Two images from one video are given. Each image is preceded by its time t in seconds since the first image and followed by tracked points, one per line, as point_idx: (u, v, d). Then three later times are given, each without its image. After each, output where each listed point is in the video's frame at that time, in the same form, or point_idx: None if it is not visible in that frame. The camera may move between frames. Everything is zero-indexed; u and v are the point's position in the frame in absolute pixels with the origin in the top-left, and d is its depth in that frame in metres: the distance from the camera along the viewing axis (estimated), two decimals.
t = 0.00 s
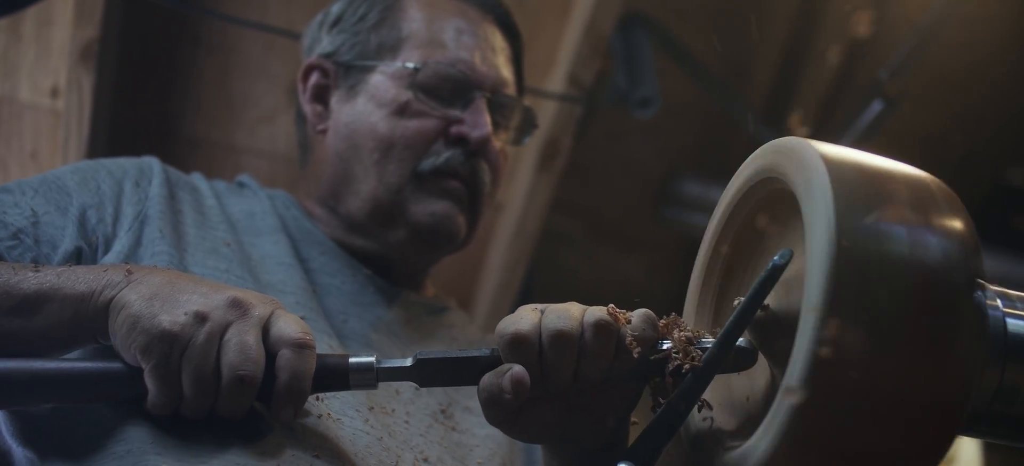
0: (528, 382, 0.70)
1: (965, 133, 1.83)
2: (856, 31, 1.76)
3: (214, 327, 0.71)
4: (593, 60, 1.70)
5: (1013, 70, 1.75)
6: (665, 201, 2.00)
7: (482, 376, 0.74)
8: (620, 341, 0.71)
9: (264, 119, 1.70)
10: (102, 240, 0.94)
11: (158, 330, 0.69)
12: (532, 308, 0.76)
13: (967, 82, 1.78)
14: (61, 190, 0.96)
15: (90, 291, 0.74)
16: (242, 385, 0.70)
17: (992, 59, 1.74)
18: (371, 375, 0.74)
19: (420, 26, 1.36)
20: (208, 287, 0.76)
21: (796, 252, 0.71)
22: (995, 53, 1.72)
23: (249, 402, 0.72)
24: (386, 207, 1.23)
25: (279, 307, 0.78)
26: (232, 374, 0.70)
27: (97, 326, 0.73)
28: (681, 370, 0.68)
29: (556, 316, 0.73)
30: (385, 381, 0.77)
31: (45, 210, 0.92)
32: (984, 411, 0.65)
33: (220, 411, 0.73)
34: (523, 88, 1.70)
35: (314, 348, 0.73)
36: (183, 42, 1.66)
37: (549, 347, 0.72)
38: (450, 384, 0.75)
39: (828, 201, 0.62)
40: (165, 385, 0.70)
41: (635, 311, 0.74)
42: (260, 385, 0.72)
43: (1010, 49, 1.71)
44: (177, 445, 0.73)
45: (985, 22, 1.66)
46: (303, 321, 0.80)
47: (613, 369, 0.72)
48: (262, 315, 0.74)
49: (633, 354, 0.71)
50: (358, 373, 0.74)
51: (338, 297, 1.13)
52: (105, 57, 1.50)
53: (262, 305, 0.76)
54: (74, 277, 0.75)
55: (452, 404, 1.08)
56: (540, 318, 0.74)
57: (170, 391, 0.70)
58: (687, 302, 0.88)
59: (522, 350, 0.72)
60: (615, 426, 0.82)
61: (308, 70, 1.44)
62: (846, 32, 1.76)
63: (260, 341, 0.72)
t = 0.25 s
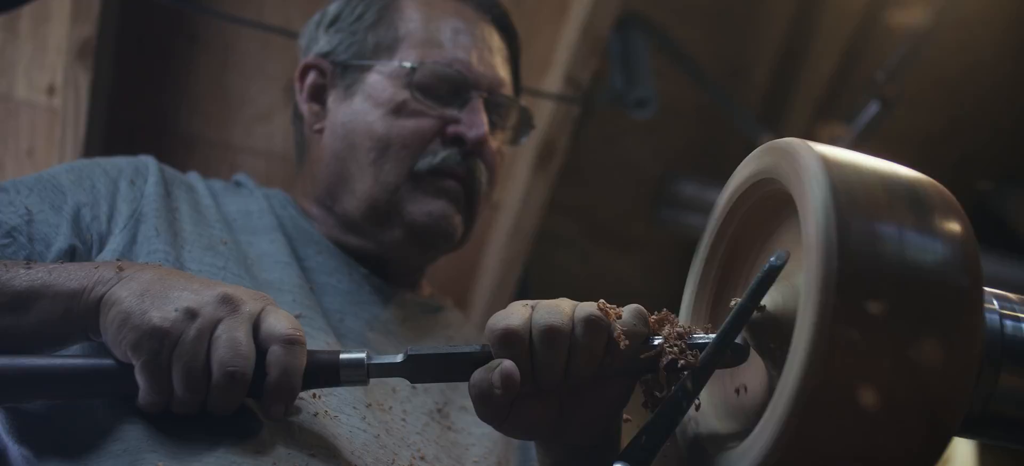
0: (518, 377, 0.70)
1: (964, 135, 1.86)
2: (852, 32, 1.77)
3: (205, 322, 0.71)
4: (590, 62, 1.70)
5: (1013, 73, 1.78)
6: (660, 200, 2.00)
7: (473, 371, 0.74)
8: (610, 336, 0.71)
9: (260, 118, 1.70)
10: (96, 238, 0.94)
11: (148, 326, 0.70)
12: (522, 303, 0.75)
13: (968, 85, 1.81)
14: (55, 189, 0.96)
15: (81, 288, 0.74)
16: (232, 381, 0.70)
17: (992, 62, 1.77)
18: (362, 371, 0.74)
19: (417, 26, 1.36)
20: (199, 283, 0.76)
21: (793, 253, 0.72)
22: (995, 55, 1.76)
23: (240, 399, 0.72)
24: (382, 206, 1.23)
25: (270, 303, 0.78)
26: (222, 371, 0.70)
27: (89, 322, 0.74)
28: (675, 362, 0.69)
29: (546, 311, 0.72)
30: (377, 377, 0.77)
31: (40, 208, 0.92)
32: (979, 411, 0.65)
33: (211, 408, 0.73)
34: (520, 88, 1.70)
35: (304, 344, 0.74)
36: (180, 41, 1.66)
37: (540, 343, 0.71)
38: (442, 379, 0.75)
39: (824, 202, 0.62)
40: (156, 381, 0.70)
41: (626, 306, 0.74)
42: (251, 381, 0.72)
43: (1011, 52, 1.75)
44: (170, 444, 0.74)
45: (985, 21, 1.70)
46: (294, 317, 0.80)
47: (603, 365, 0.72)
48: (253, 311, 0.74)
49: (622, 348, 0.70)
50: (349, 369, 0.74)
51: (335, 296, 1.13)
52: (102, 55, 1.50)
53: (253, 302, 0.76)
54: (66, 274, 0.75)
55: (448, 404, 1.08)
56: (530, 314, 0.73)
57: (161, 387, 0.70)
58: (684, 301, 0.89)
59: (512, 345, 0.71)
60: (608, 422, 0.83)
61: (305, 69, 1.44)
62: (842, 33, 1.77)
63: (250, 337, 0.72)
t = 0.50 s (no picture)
0: (510, 374, 0.70)
1: (960, 136, 1.87)
2: (849, 34, 1.77)
3: (198, 320, 0.71)
4: (588, 62, 1.70)
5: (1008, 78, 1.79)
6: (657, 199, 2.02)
7: (466, 369, 0.74)
8: (602, 333, 0.71)
9: (257, 117, 1.70)
10: (91, 237, 0.94)
11: (141, 324, 0.70)
12: (515, 301, 0.75)
13: (964, 89, 1.81)
14: (51, 188, 0.96)
15: (74, 286, 0.74)
16: (224, 379, 0.70)
17: (988, 66, 1.78)
18: (355, 369, 0.74)
19: (414, 26, 1.37)
20: (192, 281, 0.76)
21: (790, 256, 0.72)
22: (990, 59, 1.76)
23: (233, 397, 0.72)
24: (379, 206, 1.23)
25: (263, 301, 0.78)
26: (214, 369, 0.70)
27: (82, 320, 0.74)
28: (668, 358, 0.69)
29: (539, 308, 0.73)
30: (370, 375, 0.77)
31: (35, 207, 0.92)
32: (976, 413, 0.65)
33: (204, 406, 0.73)
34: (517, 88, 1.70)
35: (297, 342, 0.74)
36: (177, 39, 1.66)
37: (532, 340, 0.71)
38: (436, 377, 0.75)
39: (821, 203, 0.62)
40: (149, 379, 0.70)
41: (619, 304, 0.74)
42: (243, 379, 0.72)
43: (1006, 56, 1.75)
44: (163, 442, 0.74)
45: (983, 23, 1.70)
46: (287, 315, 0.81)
47: (595, 362, 0.72)
48: (245, 309, 0.74)
49: (614, 345, 0.71)
50: (341, 367, 0.74)
51: (331, 296, 1.13)
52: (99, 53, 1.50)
53: (245, 299, 0.76)
54: (59, 272, 0.75)
55: (445, 400, 1.08)
56: (523, 311, 0.73)
57: (154, 385, 0.70)
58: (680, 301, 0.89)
59: (504, 342, 0.72)
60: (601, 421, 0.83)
61: (302, 68, 1.44)
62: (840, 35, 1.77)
63: (242, 335, 0.72)
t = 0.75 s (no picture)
0: (504, 372, 0.70)
1: (956, 137, 1.87)
2: (847, 34, 1.77)
3: (192, 319, 0.71)
4: (585, 61, 1.70)
5: (1009, 79, 1.79)
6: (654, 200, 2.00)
7: (461, 367, 0.74)
8: (598, 330, 0.71)
9: (255, 115, 1.70)
10: (87, 236, 0.94)
11: (135, 323, 0.70)
12: (510, 299, 0.75)
13: (960, 92, 1.81)
14: (46, 187, 0.96)
15: (69, 285, 0.74)
16: (218, 378, 0.70)
17: (987, 68, 1.78)
18: (349, 367, 0.74)
19: (411, 25, 1.37)
20: (187, 280, 0.76)
21: (787, 256, 0.72)
22: (991, 60, 1.76)
23: (227, 396, 0.73)
24: (376, 205, 1.23)
25: (257, 300, 0.78)
26: (209, 367, 0.70)
27: (76, 319, 0.74)
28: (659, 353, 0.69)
29: (534, 306, 0.73)
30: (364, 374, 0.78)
31: (31, 206, 0.92)
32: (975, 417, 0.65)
33: (199, 405, 0.73)
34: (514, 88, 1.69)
35: (291, 341, 0.74)
36: (175, 38, 1.66)
37: (527, 338, 0.71)
38: (430, 375, 0.76)
39: (819, 203, 0.63)
40: (143, 378, 0.70)
41: (615, 301, 0.74)
42: (238, 377, 0.72)
43: (1008, 57, 1.75)
44: (158, 441, 0.74)
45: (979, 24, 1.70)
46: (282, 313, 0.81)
47: (590, 360, 0.72)
48: (239, 307, 0.74)
49: (610, 343, 0.70)
50: (336, 365, 0.74)
51: (327, 295, 1.13)
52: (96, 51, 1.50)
53: (240, 298, 0.76)
54: (54, 271, 0.75)
55: (443, 398, 1.08)
56: (518, 309, 0.73)
57: (148, 384, 0.71)
58: (678, 300, 0.89)
59: (499, 340, 0.72)
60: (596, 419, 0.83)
61: (299, 67, 1.44)
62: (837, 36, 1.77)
63: (236, 333, 0.72)
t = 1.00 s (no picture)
0: (499, 371, 0.71)
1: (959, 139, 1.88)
2: (845, 35, 1.77)
3: (187, 318, 0.71)
4: (582, 61, 1.69)
5: (1009, 83, 1.80)
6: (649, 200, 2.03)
7: (456, 366, 0.74)
8: (593, 329, 0.71)
9: (251, 114, 1.70)
10: (83, 235, 0.94)
11: (130, 322, 0.70)
12: (505, 298, 0.75)
13: (960, 95, 1.84)
14: (42, 186, 0.96)
15: (64, 284, 0.74)
16: (213, 377, 0.70)
17: (985, 72, 1.80)
18: (345, 366, 0.74)
19: (408, 24, 1.37)
20: (182, 279, 0.76)
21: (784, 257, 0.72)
22: (988, 65, 1.78)
23: (223, 395, 0.73)
24: (373, 205, 1.23)
25: (252, 299, 0.78)
26: (204, 367, 0.70)
27: (71, 319, 0.74)
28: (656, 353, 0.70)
29: (529, 305, 0.73)
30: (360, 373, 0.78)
31: (27, 205, 0.92)
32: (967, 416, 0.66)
33: (194, 404, 0.73)
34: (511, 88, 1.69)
35: (286, 340, 0.74)
36: (171, 36, 1.66)
37: (522, 336, 0.71)
38: (426, 374, 0.76)
39: (817, 205, 0.63)
40: (138, 378, 0.70)
41: (610, 300, 0.74)
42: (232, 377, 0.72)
43: (1007, 62, 1.76)
44: (154, 440, 0.74)
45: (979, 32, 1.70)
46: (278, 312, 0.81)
47: (585, 358, 0.72)
48: (234, 307, 0.75)
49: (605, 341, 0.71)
50: (331, 364, 0.74)
51: (324, 295, 1.13)
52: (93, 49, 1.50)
53: (235, 297, 0.76)
54: (49, 270, 0.75)
55: (439, 397, 1.09)
56: (513, 308, 0.73)
57: (144, 383, 0.71)
58: (675, 299, 0.90)
59: (494, 339, 0.72)
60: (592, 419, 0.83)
61: (296, 66, 1.44)
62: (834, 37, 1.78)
63: (231, 332, 0.72)
